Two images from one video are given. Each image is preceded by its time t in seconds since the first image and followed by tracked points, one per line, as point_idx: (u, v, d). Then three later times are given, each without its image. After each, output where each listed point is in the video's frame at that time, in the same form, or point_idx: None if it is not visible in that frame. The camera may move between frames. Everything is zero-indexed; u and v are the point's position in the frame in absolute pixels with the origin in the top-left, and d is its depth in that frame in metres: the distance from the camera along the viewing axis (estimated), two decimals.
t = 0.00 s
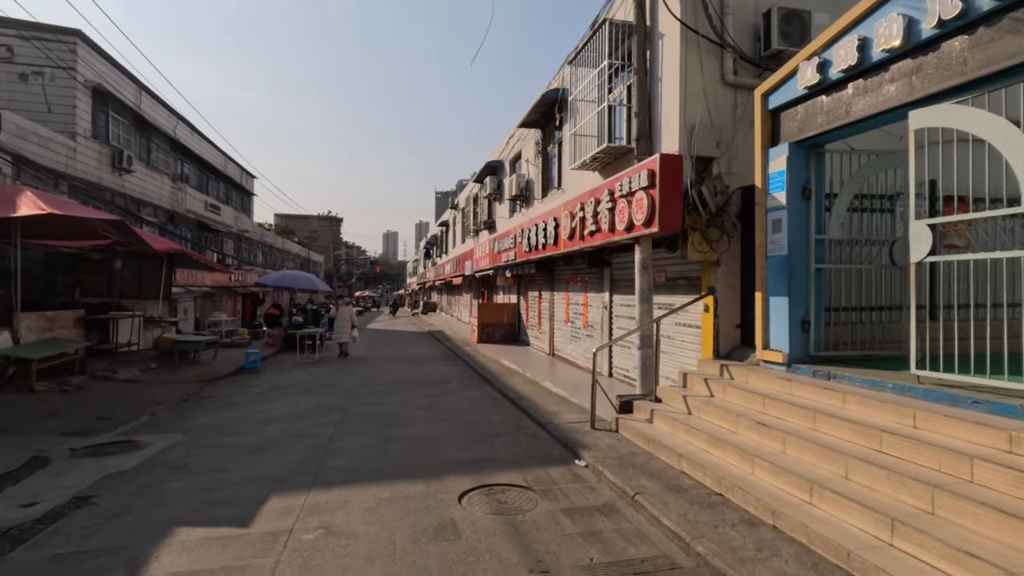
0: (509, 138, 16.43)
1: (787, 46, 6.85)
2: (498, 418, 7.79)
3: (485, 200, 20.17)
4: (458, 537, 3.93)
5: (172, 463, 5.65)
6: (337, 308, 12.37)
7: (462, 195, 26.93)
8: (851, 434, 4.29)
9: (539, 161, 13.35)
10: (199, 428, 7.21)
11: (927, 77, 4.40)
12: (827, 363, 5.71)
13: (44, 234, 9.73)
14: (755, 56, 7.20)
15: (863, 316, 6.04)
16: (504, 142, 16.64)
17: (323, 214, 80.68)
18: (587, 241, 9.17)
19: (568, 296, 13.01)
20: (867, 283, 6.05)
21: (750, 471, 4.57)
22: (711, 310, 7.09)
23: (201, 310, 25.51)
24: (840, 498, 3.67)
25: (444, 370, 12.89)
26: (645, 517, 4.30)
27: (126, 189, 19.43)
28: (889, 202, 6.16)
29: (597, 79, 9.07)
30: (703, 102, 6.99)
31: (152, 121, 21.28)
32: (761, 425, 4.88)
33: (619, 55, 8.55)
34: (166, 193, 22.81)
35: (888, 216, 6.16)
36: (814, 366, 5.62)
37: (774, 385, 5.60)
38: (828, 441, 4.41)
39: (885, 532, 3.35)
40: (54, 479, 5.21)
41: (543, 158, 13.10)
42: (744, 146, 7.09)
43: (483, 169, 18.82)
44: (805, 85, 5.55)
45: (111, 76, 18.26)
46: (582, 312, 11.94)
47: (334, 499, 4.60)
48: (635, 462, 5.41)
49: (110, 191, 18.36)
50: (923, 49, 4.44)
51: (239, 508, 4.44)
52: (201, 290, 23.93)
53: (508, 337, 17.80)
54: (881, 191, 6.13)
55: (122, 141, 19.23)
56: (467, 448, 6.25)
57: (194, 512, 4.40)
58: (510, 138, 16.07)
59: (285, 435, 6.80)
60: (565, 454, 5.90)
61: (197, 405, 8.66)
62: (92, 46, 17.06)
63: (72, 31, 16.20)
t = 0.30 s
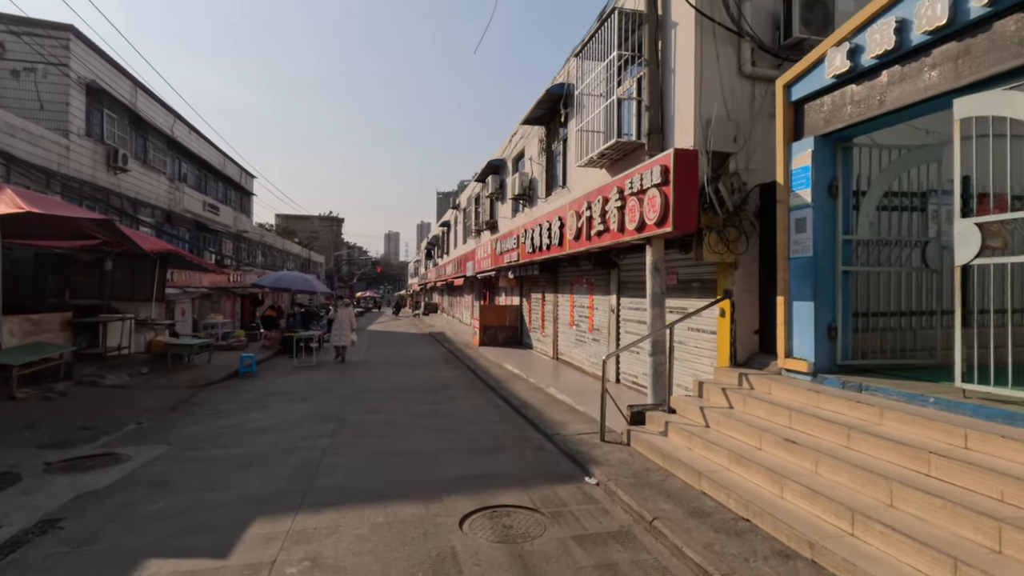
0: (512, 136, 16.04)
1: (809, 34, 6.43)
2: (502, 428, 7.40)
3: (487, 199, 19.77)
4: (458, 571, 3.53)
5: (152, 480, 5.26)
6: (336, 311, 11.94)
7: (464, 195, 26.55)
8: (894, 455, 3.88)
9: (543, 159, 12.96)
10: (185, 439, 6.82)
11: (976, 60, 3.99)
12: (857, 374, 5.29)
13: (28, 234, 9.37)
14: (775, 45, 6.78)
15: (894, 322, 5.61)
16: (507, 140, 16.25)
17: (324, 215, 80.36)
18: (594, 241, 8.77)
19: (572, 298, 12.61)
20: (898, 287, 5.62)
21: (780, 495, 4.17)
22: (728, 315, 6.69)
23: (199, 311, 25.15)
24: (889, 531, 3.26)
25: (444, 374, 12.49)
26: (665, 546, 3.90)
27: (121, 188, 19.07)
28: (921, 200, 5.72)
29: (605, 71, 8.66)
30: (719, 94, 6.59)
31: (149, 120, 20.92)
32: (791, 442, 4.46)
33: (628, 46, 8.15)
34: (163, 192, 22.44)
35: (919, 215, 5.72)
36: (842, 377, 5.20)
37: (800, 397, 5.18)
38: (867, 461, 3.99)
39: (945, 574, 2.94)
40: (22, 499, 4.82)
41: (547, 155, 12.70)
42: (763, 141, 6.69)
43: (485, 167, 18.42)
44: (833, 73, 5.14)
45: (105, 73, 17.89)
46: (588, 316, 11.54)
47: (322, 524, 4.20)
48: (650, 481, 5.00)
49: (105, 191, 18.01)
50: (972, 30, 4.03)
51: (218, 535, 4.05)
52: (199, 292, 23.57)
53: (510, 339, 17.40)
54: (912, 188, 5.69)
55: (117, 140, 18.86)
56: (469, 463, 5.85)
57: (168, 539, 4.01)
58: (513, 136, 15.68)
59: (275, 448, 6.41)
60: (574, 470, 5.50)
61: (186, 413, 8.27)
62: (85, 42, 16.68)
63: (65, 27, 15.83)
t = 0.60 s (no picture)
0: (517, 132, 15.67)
1: (837, 14, 6.05)
2: (510, 433, 7.03)
3: (491, 197, 19.38)
4: None
5: (137, 490, 4.91)
6: (335, 310, 11.55)
7: (467, 193, 26.17)
8: (950, 467, 3.49)
9: (549, 153, 12.59)
10: (176, 444, 6.46)
11: None
12: (895, 375, 4.90)
13: (18, 230, 9.05)
14: (799, 27, 6.40)
15: (932, 320, 5.23)
16: (511, 135, 15.88)
17: (326, 215, 80.11)
18: (605, 237, 8.39)
19: (580, 297, 12.24)
20: (936, 282, 5.25)
21: (820, 509, 3.78)
22: (749, 313, 6.32)
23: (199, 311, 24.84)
24: (955, 554, 2.88)
25: (448, 375, 12.13)
26: (695, 567, 3.53)
27: (119, 186, 18.75)
28: (960, 189, 5.34)
29: (617, 59, 8.29)
30: (740, 79, 6.21)
31: (147, 117, 20.61)
32: (829, 451, 4.08)
33: (641, 31, 7.77)
34: (162, 191, 22.12)
35: (958, 205, 5.35)
36: (879, 378, 4.82)
37: (833, 401, 4.79)
38: (918, 473, 3.60)
39: None
40: None
41: (554, 150, 12.33)
42: (787, 129, 6.31)
43: (489, 164, 18.05)
44: (870, 51, 4.76)
45: (103, 68, 17.59)
46: (597, 315, 11.17)
47: (317, 541, 3.84)
48: (673, 491, 4.63)
49: (102, 188, 17.68)
50: None
51: (203, 553, 3.69)
52: (199, 291, 23.26)
53: (515, 339, 17.02)
54: (951, 176, 5.32)
55: (115, 137, 18.55)
56: (475, 471, 5.48)
57: (148, 557, 3.65)
58: (518, 132, 15.32)
59: (270, 454, 6.05)
60: (588, 479, 5.13)
61: (179, 416, 7.92)
62: (82, 36, 16.36)
63: (61, 21, 15.51)
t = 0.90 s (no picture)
0: (521, 128, 15.33)
1: None
2: (516, 442, 6.68)
3: (494, 195, 19.00)
4: None
5: (117, 508, 4.57)
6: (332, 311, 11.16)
7: (470, 192, 25.79)
8: (1012, 491, 3.12)
9: (555, 149, 12.23)
10: (164, 454, 6.12)
11: None
12: (934, 385, 4.53)
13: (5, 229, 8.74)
14: (824, 11, 6.02)
15: (973, 325, 4.85)
16: (515, 132, 15.53)
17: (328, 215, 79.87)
18: (615, 236, 8.02)
19: (586, 297, 11.88)
20: (976, 284, 4.87)
21: (863, 536, 3.41)
22: (771, 316, 5.96)
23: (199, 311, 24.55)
24: None
25: (451, 378, 11.78)
26: None
27: (116, 184, 18.45)
28: (1001, 184, 4.96)
29: (628, 49, 7.92)
30: (762, 67, 5.85)
31: (146, 114, 20.31)
32: (869, 470, 3.71)
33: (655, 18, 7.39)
34: (161, 189, 21.82)
35: (998, 201, 4.98)
36: (918, 388, 4.45)
37: (869, 413, 4.42)
38: (975, 497, 3.23)
39: None
40: None
41: (560, 146, 11.98)
42: (812, 120, 5.93)
43: (492, 162, 17.70)
44: (909, 33, 4.40)
45: (99, 64, 17.28)
46: (604, 317, 10.81)
47: (307, 570, 3.49)
48: (695, 511, 4.27)
49: (98, 186, 17.39)
50: None
51: None
52: (198, 291, 22.97)
53: (519, 341, 16.66)
54: (992, 170, 4.94)
55: (113, 134, 18.26)
56: (480, 486, 5.12)
57: None
58: (522, 128, 14.97)
59: (263, 466, 5.70)
60: (602, 496, 4.78)
61: (170, 423, 7.58)
62: (77, 31, 16.05)
63: (55, 15, 15.21)
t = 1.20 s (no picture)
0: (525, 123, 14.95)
1: None
2: (521, 448, 6.30)
3: (497, 192, 18.67)
4: None
5: (89, 522, 4.20)
6: (328, 310, 10.77)
7: (472, 190, 25.41)
8: None
9: (560, 143, 11.85)
10: (147, 461, 5.76)
11: None
12: (981, 390, 4.14)
13: None
14: None
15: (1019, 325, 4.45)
16: (519, 126, 15.16)
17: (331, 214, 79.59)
18: (625, 231, 7.63)
19: (592, 296, 11.50)
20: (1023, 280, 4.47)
21: (917, 563, 3.02)
22: (794, 315, 5.57)
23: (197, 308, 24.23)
24: None
25: (452, 379, 11.42)
26: None
27: (113, 181, 18.12)
28: None
29: (640, 34, 7.53)
30: (786, 48, 5.46)
31: (143, 110, 20.00)
32: (919, 486, 3.31)
33: None
34: (159, 187, 21.50)
35: None
36: (964, 394, 4.06)
37: (911, 421, 4.02)
38: None
39: None
40: None
41: (566, 139, 11.59)
42: (839, 105, 5.54)
43: (495, 158, 17.33)
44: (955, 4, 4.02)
45: (96, 59, 16.99)
46: (611, 316, 10.44)
47: None
48: (720, 528, 3.89)
49: (94, 183, 17.06)
50: None
51: None
52: (196, 290, 22.66)
53: (522, 341, 16.29)
54: None
55: (109, 130, 17.95)
56: (484, 497, 4.75)
57: None
58: (526, 122, 14.59)
59: (251, 474, 5.34)
60: (616, 511, 4.40)
61: (159, 427, 7.22)
62: (72, 25, 15.71)
63: (49, 8, 14.87)
